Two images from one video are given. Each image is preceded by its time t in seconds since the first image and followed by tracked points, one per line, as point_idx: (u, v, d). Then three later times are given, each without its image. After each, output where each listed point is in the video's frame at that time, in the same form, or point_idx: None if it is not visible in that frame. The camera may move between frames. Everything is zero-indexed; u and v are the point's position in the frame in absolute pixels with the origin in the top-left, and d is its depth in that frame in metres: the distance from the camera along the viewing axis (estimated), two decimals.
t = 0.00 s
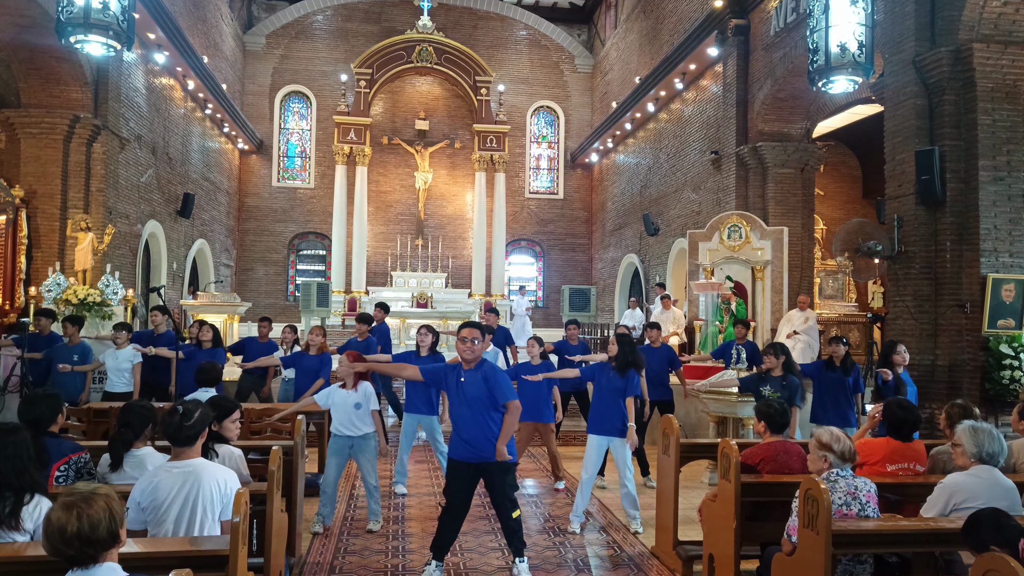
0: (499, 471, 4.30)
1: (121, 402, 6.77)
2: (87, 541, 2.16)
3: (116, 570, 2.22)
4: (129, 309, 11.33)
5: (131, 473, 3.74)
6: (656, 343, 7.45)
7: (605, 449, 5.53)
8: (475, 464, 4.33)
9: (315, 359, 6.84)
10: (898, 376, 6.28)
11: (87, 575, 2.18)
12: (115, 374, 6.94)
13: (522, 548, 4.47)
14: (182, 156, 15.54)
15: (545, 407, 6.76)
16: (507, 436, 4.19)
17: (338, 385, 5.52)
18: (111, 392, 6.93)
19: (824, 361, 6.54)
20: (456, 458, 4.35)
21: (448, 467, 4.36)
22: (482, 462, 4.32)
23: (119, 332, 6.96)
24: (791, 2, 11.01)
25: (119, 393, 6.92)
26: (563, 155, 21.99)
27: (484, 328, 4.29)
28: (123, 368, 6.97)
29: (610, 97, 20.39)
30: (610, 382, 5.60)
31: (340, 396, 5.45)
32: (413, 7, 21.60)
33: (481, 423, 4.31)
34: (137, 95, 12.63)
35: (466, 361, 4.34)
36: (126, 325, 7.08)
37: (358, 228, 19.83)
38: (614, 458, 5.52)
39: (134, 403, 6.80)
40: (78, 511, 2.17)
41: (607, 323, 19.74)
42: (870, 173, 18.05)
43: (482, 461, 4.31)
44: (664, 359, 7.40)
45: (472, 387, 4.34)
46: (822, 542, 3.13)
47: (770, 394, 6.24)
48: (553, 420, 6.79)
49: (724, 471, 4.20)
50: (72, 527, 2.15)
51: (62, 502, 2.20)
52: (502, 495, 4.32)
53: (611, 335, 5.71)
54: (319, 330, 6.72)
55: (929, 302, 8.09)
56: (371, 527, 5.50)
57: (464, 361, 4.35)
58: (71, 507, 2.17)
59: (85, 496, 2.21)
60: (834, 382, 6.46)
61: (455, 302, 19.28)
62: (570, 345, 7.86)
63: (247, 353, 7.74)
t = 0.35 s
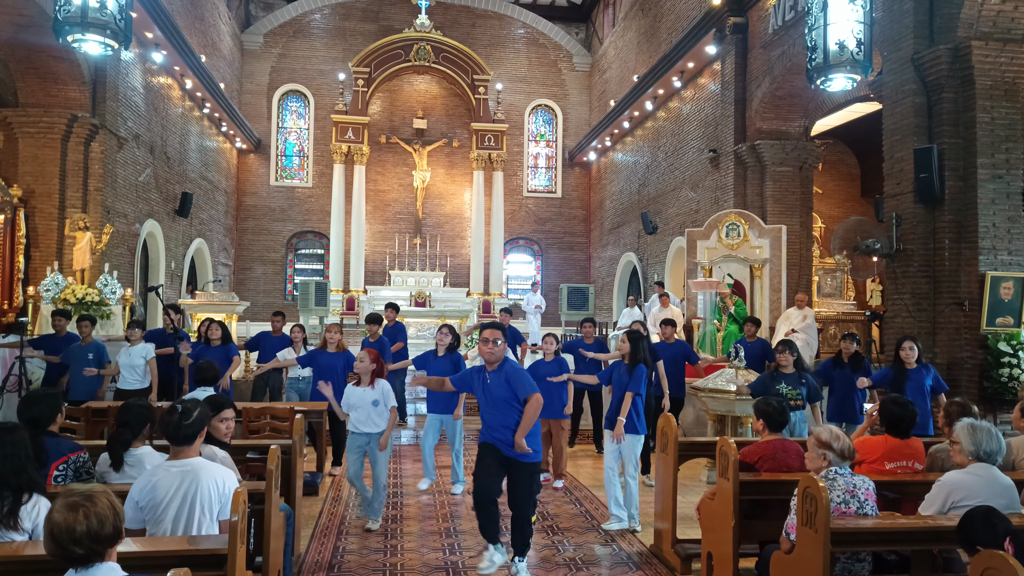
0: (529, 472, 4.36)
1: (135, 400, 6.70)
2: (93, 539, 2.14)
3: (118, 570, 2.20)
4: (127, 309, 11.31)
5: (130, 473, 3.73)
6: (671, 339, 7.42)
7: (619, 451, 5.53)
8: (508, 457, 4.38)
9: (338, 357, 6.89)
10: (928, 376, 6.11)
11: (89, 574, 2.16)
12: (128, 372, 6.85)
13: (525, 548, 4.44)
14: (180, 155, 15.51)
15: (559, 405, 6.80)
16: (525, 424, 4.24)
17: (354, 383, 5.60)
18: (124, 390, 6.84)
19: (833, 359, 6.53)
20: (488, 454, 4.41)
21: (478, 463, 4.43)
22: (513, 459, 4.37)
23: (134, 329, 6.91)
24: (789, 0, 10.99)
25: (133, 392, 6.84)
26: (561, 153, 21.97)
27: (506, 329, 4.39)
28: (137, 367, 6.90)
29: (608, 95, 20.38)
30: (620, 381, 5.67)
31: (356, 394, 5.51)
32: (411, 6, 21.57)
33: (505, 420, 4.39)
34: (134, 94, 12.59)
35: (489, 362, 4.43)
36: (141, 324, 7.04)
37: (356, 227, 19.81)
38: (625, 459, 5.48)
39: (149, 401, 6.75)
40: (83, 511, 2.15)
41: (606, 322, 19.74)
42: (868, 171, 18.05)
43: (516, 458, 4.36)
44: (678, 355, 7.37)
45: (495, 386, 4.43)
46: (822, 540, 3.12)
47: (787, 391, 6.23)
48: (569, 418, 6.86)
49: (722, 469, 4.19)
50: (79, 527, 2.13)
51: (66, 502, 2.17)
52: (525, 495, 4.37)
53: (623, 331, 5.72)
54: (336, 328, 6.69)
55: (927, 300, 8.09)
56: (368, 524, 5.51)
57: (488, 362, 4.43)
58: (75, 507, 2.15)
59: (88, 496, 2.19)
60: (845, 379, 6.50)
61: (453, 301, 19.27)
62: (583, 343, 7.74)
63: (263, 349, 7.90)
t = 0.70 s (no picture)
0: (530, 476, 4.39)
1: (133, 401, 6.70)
2: (89, 538, 2.15)
3: (114, 570, 2.20)
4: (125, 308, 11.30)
5: (129, 472, 3.73)
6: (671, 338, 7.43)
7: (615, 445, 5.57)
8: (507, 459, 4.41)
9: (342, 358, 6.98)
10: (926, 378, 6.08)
11: (85, 574, 2.17)
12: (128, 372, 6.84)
13: (525, 548, 4.48)
14: (179, 153, 15.50)
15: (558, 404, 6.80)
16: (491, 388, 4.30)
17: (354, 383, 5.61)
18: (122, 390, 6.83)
19: (835, 358, 6.55)
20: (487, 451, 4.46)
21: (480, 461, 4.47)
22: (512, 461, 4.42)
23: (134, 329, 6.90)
24: None
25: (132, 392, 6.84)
26: (560, 152, 21.98)
27: (513, 329, 4.31)
28: (138, 365, 6.90)
29: (607, 94, 20.38)
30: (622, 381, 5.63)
31: (359, 393, 5.53)
32: (410, 4, 21.56)
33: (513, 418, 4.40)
34: (133, 93, 12.58)
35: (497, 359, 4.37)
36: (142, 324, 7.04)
37: (355, 226, 19.80)
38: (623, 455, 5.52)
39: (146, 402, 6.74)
40: (78, 511, 2.15)
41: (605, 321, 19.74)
42: (867, 170, 18.06)
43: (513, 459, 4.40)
44: (676, 354, 7.40)
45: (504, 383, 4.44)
46: (820, 539, 3.13)
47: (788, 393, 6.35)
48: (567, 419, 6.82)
49: (721, 468, 4.19)
50: (75, 527, 2.13)
51: (59, 503, 2.17)
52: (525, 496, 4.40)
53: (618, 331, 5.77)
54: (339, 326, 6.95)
55: (926, 299, 8.11)
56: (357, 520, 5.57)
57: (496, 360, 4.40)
58: (70, 508, 2.15)
59: (83, 496, 2.20)
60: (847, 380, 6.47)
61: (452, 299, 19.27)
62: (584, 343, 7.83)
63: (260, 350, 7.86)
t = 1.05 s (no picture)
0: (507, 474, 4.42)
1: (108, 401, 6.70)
2: (89, 537, 2.13)
3: (113, 570, 2.18)
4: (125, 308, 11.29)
5: (129, 471, 3.72)
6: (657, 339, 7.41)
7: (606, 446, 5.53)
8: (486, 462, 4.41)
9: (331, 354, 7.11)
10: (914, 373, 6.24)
11: (86, 573, 2.15)
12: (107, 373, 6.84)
13: (520, 546, 4.47)
14: (178, 153, 15.48)
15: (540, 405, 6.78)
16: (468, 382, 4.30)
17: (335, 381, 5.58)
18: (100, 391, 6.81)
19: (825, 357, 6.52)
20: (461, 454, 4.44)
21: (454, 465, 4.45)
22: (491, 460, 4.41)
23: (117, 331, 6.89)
24: None
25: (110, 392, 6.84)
26: (559, 151, 21.96)
27: (506, 324, 4.23)
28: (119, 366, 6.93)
29: (606, 93, 20.37)
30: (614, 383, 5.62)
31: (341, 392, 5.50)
32: (409, 4, 21.55)
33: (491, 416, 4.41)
34: (132, 92, 12.57)
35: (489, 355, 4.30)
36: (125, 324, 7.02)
37: (354, 225, 19.78)
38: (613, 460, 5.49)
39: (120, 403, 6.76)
40: (76, 510, 2.14)
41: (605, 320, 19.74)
42: (866, 169, 18.05)
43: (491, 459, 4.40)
44: (663, 356, 7.35)
45: (499, 381, 4.45)
46: (821, 539, 3.12)
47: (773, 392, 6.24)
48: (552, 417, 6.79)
49: (721, 467, 4.17)
50: (75, 526, 2.12)
51: (57, 502, 2.16)
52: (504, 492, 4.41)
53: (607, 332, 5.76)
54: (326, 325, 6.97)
55: (926, 297, 8.11)
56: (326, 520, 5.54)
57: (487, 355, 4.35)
58: (68, 507, 2.14)
59: (81, 496, 2.18)
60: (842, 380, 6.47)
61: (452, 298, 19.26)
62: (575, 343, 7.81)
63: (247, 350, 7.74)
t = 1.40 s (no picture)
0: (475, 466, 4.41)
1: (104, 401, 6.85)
2: (89, 536, 2.13)
3: (114, 569, 2.18)
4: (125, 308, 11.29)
5: (129, 472, 3.71)
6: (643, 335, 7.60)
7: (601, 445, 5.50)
8: (452, 456, 4.42)
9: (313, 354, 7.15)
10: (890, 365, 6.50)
11: (85, 573, 2.14)
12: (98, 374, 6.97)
13: (472, 542, 4.42)
14: (178, 153, 15.47)
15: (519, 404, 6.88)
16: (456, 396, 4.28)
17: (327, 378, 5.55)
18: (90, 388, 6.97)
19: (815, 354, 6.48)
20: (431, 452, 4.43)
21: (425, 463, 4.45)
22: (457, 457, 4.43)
23: (104, 329, 6.89)
24: None
25: (101, 390, 6.97)
26: (559, 150, 21.95)
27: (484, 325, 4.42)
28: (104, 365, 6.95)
29: (606, 92, 20.35)
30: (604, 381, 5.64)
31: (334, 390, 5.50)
32: (408, 3, 21.53)
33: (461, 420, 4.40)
34: (131, 92, 12.56)
35: (467, 357, 4.43)
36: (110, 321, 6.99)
37: (354, 225, 19.77)
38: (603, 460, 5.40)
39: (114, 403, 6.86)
40: (76, 509, 2.14)
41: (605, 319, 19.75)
42: (866, 168, 18.05)
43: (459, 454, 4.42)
44: (648, 350, 7.58)
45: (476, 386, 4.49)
46: (821, 537, 3.12)
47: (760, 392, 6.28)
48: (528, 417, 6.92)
49: (722, 466, 4.18)
50: (75, 526, 2.11)
51: (58, 502, 2.15)
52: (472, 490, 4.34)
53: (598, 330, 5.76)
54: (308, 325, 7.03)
55: (925, 296, 8.10)
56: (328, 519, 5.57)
57: (465, 358, 4.45)
58: (67, 507, 2.13)
59: (82, 495, 2.18)
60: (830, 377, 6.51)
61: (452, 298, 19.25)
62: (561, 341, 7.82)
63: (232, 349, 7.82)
